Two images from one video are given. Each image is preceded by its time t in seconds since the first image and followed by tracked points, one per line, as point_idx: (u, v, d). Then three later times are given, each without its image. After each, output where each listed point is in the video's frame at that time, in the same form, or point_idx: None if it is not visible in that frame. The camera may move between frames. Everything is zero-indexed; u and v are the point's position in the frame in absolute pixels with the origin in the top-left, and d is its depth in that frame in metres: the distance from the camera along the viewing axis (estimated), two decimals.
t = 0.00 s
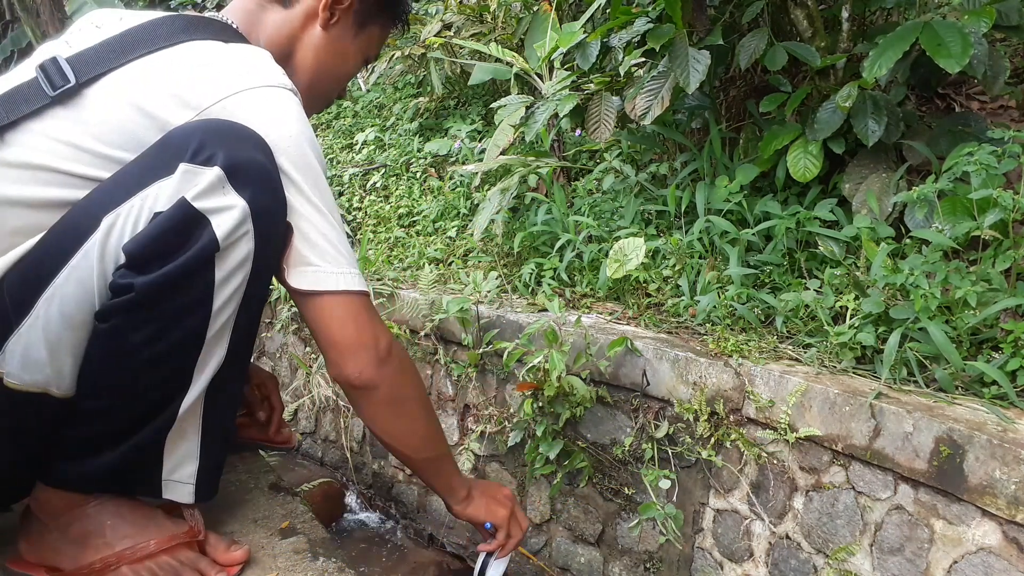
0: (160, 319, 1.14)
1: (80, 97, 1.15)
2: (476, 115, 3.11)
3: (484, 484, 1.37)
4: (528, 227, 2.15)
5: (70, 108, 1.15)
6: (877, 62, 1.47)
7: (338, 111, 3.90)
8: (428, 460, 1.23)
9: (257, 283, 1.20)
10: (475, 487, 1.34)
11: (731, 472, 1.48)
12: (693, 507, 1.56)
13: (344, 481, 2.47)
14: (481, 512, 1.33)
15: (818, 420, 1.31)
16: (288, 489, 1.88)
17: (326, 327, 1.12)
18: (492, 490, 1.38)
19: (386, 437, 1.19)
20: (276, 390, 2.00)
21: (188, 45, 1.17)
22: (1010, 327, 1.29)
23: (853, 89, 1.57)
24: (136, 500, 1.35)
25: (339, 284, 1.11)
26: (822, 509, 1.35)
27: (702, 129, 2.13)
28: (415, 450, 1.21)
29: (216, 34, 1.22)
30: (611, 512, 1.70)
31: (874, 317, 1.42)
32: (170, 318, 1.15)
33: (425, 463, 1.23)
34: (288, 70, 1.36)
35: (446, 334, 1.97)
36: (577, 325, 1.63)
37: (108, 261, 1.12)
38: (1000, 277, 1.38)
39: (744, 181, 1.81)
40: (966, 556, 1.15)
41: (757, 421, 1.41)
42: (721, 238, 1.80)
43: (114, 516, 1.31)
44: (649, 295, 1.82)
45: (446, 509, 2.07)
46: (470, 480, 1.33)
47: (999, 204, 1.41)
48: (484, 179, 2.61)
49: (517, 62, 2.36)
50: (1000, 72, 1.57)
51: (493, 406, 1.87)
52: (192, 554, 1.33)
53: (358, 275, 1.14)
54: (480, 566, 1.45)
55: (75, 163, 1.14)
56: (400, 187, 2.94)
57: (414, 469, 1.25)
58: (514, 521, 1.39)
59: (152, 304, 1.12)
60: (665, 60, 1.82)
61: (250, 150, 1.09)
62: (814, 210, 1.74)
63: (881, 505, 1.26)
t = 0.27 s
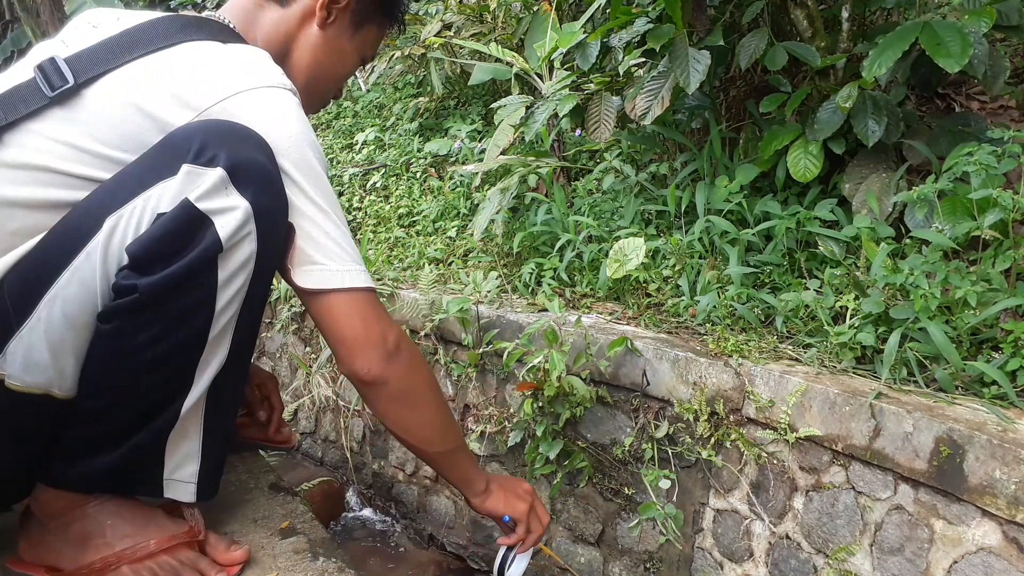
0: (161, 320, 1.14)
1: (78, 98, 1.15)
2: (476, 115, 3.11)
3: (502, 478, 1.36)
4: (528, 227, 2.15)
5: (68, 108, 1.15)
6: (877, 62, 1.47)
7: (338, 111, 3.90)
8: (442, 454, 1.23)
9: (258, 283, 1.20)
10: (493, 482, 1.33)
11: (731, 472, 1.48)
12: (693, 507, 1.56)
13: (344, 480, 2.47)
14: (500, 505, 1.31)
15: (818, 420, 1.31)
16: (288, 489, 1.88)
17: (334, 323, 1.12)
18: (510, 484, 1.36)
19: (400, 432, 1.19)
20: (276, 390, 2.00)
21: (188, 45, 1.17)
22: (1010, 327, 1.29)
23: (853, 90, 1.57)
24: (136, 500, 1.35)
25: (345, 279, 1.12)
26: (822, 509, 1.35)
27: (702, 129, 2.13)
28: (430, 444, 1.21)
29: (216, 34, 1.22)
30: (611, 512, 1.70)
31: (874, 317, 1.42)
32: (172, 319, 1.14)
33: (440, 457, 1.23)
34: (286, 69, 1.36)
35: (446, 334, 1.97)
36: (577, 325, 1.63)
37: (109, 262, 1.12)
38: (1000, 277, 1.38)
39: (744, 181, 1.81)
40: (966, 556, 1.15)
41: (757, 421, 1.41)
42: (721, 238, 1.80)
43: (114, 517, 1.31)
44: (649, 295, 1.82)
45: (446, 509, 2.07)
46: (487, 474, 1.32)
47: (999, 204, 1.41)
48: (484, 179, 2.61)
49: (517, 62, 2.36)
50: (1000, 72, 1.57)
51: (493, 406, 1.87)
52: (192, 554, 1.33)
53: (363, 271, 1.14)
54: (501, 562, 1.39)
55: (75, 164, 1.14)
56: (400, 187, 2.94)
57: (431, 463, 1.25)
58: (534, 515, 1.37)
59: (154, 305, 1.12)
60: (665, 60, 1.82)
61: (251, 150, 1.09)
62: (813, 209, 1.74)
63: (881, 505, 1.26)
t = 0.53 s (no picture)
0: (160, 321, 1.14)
1: (78, 98, 1.15)
2: (476, 115, 3.11)
3: (511, 477, 1.34)
4: (528, 227, 2.16)
5: (66, 110, 1.14)
6: (877, 62, 1.47)
7: (338, 111, 3.90)
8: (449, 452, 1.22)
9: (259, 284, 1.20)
10: (501, 481, 1.31)
11: (731, 472, 1.48)
12: (693, 507, 1.56)
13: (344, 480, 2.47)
14: (509, 502, 1.30)
15: (818, 420, 1.31)
16: (288, 489, 1.88)
17: (338, 324, 1.12)
18: (519, 483, 1.35)
19: (406, 430, 1.20)
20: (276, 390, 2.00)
21: (187, 45, 1.17)
22: (1010, 327, 1.29)
23: (853, 90, 1.57)
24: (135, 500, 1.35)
25: (348, 279, 1.12)
26: (822, 509, 1.35)
27: (702, 129, 2.13)
28: (436, 441, 1.21)
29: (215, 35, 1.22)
30: (611, 512, 1.70)
31: (874, 317, 1.42)
32: (173, 319, 1.14)
33: (447, 454, 1.22)
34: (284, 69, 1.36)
35: (446, 334, 1.97)
36: (577, 325, 1.63)
37: (110, 263, 1.13)
38: (1000, 277, 1.38)
39: (744, 181, 1.81)
40: (966, 556, 1.15)
41: (757, 421, 1.41)
42: (721, 238, 1.80)
43: (114, 517, 1.31)
44: (649, 295, 1.82)
45: (446, 509, 2.07)
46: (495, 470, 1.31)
47: (999, 204, 1.41)
48: (484, 179, 2.61)
49: (517, 62, 2.36)
50: (1000, 72, 1.57)
51: (493, 406, 1.87)
52: (192, 554, 1.33)
53: (365, 270, 1.14)
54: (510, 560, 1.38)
55: (75, 165, 1.15)
56: (400, 187, 2.94)
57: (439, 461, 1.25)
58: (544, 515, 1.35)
59: (155, 305, 1.12)
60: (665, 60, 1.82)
61: (252, 150, 1.09)
62: (813, 209, 1.74)
63: (881, 505, 1.26)
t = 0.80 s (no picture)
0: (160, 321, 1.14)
1: (78, 99, 1.15)
2: (476, 115, 3.11)
3: (516, 482, 1.32)
4: (528, 227, 2.16)
5: (67, 110, 1.14)
6: (877, 62, 1.47)
7: (338, 111, 3.91)
8: (452, 453, 1.22)
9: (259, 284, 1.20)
10: (505, 485, 1.30)
11: (731, 472, 1.48)
12: (693, 507, 1.56)
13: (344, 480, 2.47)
14: (512, 505, 1.28)
15: (818, 420, 1.31)
16: (288, 489, 1.88)
17: (339, 324, 1.12)
18: (523, 488, 1.33)
19: (408, 431, 1.19)
20: (275, 390, 2.00)
21: (188, 46, 1.17)
22: (1010, 327, 1.29)
23: (853, 90, 1.57)
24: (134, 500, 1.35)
25: (349, 280, 1.11)
26: (822, 509, 1.35)
27: (702, 128, 2.13)
28: (438, 443, 1.20)
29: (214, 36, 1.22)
30: (611, 512, 1.70)
31: (874, 317, 1.42)
32: (174, 319, 1.14)
33: (450, 456, 1.22)
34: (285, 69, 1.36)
35: (446, 333, 1.97)
36: (577, 325, 1.63)
37: (111, 263, 1.13)
38: (1000, 277, 1.38)
39: (744, 181, 1.81)
40: (966, 556, 1.15)
41: (757, 421, 1.41)
42: (721, 238, 1.80)
43: (113, 516, 1.31)
44: (649, 295, 1.82)
45: (446, 509, 2.07)
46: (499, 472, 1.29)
47: (999, 204, 1.41)
48: (484, 179, 2.61)
49: (517, 62, 2.36)
50: (1000, 72, 1.58)
51: (493, 406, 1.87)
52: (192, 554, 1.33)
53: (366, 270, 1.13)
54: (513, 566, 1.41)
55: (76, 165, 1.15)
56: (400, 187, 2.94)
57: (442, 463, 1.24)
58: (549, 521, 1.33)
59: (156, 305, 1.12)
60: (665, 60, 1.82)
61: (252, 150, 1.09)
62: (813, 210, 1.74)
63: (881, 505, 1.26)
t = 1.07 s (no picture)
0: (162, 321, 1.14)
1: (81, 100, 1.15)
2: (476, 115, 3.11)
3: (520, 486, 1.31)
4: (528, 227, 2.16)
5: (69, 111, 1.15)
6: (877, 62, 1.47)
7: (338, 111, 3.91)
8: (454, 455, 1.21)
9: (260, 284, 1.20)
10: (509, 489, 1.29)
11: (731, 472, 1.48)
12: (693, 507, 1.56)
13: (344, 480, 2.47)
14: (516, 509, 1.27)
15: (818, 420, 1.31)
16: (288, 489, 1.88)
17: (341, 325, 1.12)
18: (527, 492, 1.32)
19: (410, 432, 1.19)
20: (275, 390, 2.00)
21: (191, 47, 1.17)
22: (1010, 327, 1.29)
23: (853, 90, 1.57)
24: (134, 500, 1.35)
25: (350, 281, 1.12)
26: (822, 509, 1.35)
27: (702, 128, 2.13)
28: (439, 443, 1.20)
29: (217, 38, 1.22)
30: (611, 512, 1.70)
31: (874, 317, 1.42)
32: (176, 319, 1.15)
33: (452, 458, 1.21)
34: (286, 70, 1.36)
35: (447, 333, 1.97)
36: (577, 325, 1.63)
37: (113, 263, 1.13)
38: (1000, 277, 1.38)
39: (744, 181, 1.81)
40: (966, 556, 1.15)
41: (757, 421, 1.41)
42: (721, 238, 1.80)
43: (113, 516, 1.31)
44: (649, 295, 1.82)
45: (446, 509, 2.07)
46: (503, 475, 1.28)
47: (999, 204, 1.41)
48: (484, 179, 2.61)
49: (517, 62, 2.36)
50: (1000, 72, 1.58)
51: (493, 406, 1.87)
52: (192, 554, 1.33)
53: (367, 272, 1.13)
54: (515, 569, 1.39)
55: (78, 166, 1.15)
56: (400, 187, 2.94)
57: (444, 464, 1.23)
58: (552, 527, 1.32)
59: (158, 305, 1.12)
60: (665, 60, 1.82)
61: (254, 151, 1.09)
62: (814, 209, 1.74)
63: (881, 505, 1.26)
